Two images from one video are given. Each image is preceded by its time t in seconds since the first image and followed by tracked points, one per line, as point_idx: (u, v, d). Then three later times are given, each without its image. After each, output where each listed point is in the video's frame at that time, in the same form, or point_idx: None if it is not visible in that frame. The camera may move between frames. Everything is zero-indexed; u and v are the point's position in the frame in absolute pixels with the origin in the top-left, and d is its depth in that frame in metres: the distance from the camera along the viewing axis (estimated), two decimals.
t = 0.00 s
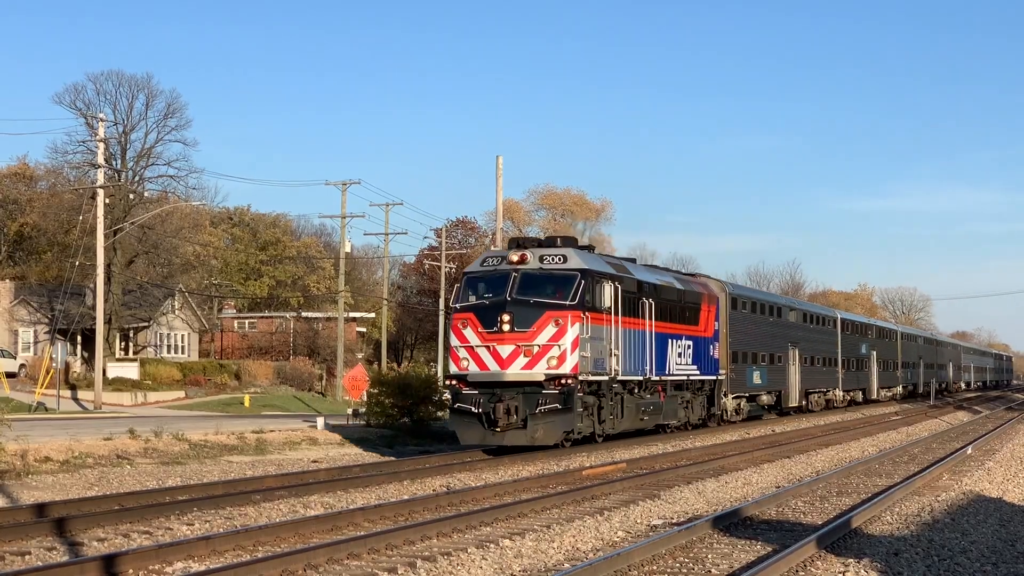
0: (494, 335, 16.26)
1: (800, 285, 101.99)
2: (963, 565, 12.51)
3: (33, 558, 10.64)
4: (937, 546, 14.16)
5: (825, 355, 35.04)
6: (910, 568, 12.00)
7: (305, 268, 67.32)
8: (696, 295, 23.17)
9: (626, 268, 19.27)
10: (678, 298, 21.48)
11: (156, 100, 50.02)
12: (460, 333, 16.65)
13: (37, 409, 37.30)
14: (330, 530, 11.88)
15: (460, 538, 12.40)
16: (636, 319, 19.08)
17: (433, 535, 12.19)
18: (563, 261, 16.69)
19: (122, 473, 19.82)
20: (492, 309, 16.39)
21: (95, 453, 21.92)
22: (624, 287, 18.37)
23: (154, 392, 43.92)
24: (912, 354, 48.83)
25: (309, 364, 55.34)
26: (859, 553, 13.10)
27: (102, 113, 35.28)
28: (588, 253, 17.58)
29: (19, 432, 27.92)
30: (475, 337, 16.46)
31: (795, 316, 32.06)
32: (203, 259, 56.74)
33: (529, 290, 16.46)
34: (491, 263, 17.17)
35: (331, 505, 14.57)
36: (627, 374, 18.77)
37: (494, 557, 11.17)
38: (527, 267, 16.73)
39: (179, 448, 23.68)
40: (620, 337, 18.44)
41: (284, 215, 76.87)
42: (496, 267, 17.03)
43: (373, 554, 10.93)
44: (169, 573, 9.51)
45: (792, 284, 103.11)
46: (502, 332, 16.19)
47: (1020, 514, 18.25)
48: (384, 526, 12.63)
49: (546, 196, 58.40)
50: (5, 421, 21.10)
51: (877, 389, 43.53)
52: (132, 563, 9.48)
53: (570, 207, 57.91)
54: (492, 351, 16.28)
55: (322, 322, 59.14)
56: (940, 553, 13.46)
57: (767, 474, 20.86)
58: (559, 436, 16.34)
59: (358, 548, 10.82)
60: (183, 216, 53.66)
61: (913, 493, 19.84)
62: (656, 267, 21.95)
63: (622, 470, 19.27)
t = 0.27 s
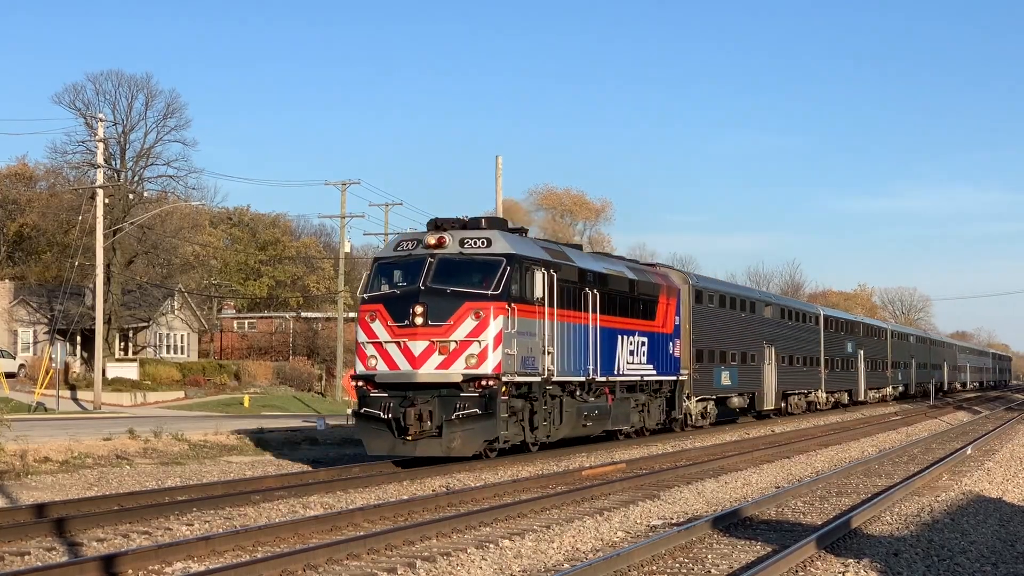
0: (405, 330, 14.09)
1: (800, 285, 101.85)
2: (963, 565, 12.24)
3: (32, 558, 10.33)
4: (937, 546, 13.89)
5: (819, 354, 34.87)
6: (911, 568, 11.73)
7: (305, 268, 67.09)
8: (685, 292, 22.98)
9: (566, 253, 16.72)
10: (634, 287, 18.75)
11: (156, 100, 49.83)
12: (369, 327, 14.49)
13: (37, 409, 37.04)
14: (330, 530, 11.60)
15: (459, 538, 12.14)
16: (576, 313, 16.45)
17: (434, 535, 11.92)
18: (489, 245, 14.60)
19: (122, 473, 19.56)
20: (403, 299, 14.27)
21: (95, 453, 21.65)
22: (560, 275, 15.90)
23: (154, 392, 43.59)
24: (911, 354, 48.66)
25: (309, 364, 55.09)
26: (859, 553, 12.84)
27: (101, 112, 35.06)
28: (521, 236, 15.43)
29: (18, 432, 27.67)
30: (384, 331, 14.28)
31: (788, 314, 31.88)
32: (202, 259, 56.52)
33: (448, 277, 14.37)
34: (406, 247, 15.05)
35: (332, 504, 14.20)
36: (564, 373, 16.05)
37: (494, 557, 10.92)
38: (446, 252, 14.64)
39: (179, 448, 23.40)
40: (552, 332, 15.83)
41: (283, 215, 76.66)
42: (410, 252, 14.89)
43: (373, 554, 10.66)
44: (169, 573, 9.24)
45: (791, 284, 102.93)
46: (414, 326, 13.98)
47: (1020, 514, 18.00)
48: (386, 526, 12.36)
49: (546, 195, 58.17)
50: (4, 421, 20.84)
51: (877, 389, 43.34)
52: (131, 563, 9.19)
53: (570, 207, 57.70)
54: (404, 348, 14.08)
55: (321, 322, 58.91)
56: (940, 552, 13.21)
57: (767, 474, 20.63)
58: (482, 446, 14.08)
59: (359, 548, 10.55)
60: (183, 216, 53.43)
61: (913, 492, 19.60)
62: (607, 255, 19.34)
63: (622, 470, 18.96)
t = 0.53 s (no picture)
0: (286, 322, 11.95)
1: (800, 286, 101.86)
2: (962, 565, 12.19)
3: (34, 558, 10.33)
4: (937, 546, 13.87)
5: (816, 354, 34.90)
6: (910, 568, 11.72)
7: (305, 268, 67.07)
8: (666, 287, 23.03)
9: (491, 235, 14.68)
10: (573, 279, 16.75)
11: (156, 100, 49.81)
12: (246, 319, 12.33)
13: (37, 409, 37.01)
14: (331, 530, 11.57)
15: (459, 538, 12.12)
16: (498, 303, 14.44)
17: (433, 535, 11.90)
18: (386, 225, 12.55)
19: (122, 473, 19.51)
20: (285, 288, 12.13)
21: (95, 453, 21.60)
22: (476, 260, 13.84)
23: (154, 392, 43.56)
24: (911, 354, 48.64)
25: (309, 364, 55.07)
26: (859, 553, 12.82)
27: (101, 112, 35.03)
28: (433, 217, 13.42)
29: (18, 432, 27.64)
30: (263, 324, 12.13)
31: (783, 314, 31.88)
32: (202, 259, 56.51)
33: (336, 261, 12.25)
34: (294, 226, 12.94)
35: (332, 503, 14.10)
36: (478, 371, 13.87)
37: (494, 557, 10.90)
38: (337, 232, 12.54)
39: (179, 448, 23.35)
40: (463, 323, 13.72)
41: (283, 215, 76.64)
42: (298, 233, 12.78)
43: (373, 554, 10.64)
44: (169, 573, 9.22)
45: (791, 285, 102.94)
46: (297, 318, 11.85)
47: (1021, 514, 17.98)
48: (386, 526, 12.32)
49: (546, 195, 58.13)
50: (4, 420, 20.80)
51: (877, 389, 43.33)
52: (131, 563, 9.17)
53: (570, 207, 57.67)
54: (286, 343, 11.92)
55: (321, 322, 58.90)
56: (940, 552, 13.18)
57: (767, 474, 20.60)
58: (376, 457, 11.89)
59: (359, 548, 10.53)
60: (183, 216, 53.42)
61: (913, 492, 19.57)
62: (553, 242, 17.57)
63: (622, 470, 18.90)
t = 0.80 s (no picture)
0: (120, 310, 10.04)
1: (800, 286, 101.93)
2: (963, 565, 12.27)
3: (34, 558, 10.35)
4: (937, 546, 13.93)
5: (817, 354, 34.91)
6: (911, 568, 11.78)
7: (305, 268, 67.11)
8: (671, 289, 22.92)
9: (388, 210, 12.81)
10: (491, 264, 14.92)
11: (156, 101, 49.82)
12: (75, 306, 10.41)
13: (37, 409, 37.00)
14: (330, 530, 11.62)
15: (459, 538, 12.17)
16: (395, 289, 12.54)
17: (434, 535, 11.95)
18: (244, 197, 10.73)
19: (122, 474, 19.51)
20: (120, 269, 10.19)
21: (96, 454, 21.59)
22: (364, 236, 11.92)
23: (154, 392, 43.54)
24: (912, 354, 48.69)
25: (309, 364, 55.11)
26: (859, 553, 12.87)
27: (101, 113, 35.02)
28: (311, 188, 11.54)
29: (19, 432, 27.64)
30: (92, 312, 10.23)
31: (786, 315, 31.86)
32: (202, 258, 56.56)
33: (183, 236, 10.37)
34: (137, 195, 11.01)
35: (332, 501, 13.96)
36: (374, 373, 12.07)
37: (494, 557, 10.95)
38: (186, 205, 10.62)
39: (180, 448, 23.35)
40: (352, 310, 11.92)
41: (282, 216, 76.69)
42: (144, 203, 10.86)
43: (373, 554, 10.70)
44: (169, 573, 9.24)
45: (792, 285, 103.03)
46: (131, 306, 9.96)
47: (1020, 514, 18.03)
48: (385, 526, 12.38)
49: (546, 195, 58.11)
50: (4, 421, 20.78)
51: (877, 389, 43.38)
52: (131, 563, 9.19)
53: (570, 207, 57.70)
54: (118, 335, 10.00)
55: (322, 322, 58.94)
56: (940, 552, 13.24)
57: (767, 474, 20.66)
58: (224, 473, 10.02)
59: (359, 548, 10.58)
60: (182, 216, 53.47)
61: (913, 493, 19.63)
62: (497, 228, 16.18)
63: (622, 470, 18.93)
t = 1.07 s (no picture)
0: None
1: (800, 286, 101.90)
2: (963, 565, 12.24)
3: (33, 559, 9.76)
4: (937, 546, 13.91)
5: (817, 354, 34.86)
6: (910, 568, 11.76)
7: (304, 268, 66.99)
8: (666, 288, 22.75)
9: (246, 175, 10.71)
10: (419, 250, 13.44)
11: (155, 100, 49.64)
12: None
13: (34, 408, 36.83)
14: (330, 530, 11.59)
15: (460, 539, 12.14)
16: (298, 275, 11.21)
17: (434, 535, 11.93)
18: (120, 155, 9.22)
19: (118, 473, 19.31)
20: None
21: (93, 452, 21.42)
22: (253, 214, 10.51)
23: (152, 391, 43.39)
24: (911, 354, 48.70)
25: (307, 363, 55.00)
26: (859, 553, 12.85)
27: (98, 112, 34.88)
28: (137, 144, 9.57)
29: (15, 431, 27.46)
30: None
31: (785, 314, 31.79)
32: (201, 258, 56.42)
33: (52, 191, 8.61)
34: None
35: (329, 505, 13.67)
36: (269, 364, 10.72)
37: (494, 557, 10.91)
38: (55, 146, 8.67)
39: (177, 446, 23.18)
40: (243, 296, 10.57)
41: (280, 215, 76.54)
42: None
43: (372, 554, 10.66)
44: (169, 573, 9.16)
45: (791, 285, 103.00)
46: None
47: (1020, 515, 18.02)
48: (384, 526, 12.43)
49: (546, 195, 57.94)
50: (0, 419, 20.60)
51: (877, 389, 43.37)
52: (130, 563, 9.08)
53: (571, 207, 57.59)
54: None
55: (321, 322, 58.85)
56: (940, 552, 13.22)
57: (767, 474, 20.63)
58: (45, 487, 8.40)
59: (359, 548, 10.54)
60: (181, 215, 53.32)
61: (912, 492, 19.61)
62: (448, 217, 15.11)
63: (622, 470, 18.88)
